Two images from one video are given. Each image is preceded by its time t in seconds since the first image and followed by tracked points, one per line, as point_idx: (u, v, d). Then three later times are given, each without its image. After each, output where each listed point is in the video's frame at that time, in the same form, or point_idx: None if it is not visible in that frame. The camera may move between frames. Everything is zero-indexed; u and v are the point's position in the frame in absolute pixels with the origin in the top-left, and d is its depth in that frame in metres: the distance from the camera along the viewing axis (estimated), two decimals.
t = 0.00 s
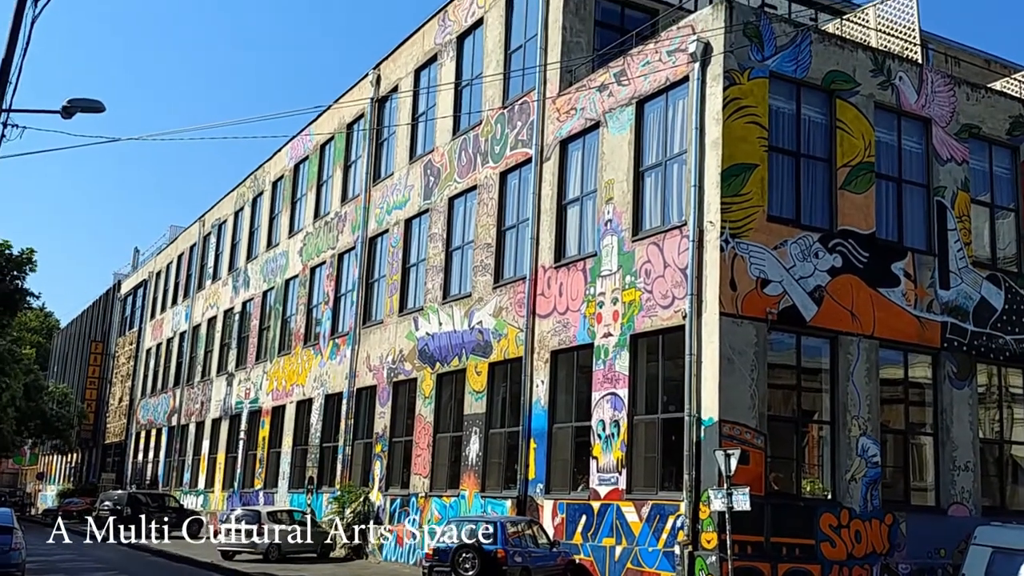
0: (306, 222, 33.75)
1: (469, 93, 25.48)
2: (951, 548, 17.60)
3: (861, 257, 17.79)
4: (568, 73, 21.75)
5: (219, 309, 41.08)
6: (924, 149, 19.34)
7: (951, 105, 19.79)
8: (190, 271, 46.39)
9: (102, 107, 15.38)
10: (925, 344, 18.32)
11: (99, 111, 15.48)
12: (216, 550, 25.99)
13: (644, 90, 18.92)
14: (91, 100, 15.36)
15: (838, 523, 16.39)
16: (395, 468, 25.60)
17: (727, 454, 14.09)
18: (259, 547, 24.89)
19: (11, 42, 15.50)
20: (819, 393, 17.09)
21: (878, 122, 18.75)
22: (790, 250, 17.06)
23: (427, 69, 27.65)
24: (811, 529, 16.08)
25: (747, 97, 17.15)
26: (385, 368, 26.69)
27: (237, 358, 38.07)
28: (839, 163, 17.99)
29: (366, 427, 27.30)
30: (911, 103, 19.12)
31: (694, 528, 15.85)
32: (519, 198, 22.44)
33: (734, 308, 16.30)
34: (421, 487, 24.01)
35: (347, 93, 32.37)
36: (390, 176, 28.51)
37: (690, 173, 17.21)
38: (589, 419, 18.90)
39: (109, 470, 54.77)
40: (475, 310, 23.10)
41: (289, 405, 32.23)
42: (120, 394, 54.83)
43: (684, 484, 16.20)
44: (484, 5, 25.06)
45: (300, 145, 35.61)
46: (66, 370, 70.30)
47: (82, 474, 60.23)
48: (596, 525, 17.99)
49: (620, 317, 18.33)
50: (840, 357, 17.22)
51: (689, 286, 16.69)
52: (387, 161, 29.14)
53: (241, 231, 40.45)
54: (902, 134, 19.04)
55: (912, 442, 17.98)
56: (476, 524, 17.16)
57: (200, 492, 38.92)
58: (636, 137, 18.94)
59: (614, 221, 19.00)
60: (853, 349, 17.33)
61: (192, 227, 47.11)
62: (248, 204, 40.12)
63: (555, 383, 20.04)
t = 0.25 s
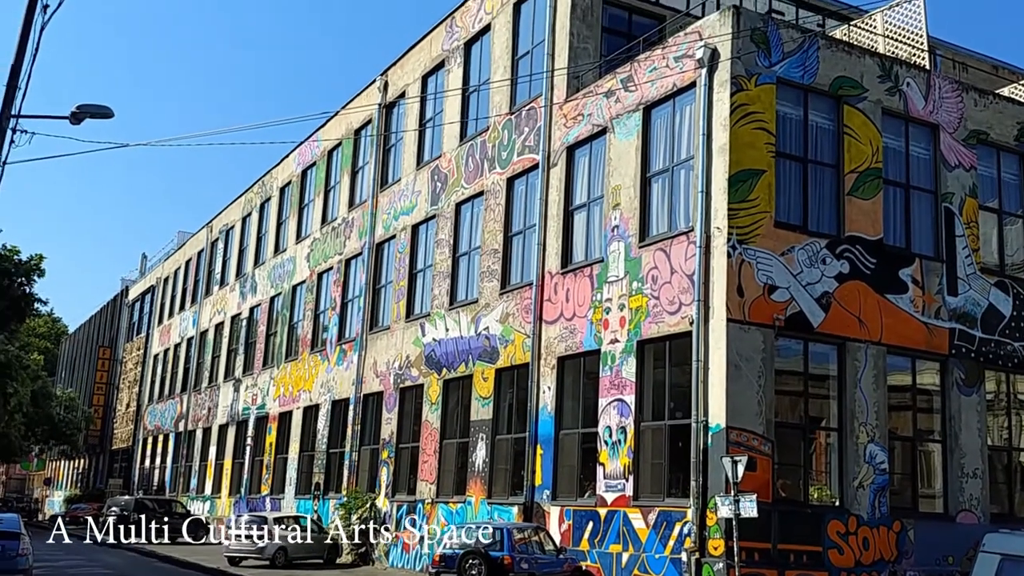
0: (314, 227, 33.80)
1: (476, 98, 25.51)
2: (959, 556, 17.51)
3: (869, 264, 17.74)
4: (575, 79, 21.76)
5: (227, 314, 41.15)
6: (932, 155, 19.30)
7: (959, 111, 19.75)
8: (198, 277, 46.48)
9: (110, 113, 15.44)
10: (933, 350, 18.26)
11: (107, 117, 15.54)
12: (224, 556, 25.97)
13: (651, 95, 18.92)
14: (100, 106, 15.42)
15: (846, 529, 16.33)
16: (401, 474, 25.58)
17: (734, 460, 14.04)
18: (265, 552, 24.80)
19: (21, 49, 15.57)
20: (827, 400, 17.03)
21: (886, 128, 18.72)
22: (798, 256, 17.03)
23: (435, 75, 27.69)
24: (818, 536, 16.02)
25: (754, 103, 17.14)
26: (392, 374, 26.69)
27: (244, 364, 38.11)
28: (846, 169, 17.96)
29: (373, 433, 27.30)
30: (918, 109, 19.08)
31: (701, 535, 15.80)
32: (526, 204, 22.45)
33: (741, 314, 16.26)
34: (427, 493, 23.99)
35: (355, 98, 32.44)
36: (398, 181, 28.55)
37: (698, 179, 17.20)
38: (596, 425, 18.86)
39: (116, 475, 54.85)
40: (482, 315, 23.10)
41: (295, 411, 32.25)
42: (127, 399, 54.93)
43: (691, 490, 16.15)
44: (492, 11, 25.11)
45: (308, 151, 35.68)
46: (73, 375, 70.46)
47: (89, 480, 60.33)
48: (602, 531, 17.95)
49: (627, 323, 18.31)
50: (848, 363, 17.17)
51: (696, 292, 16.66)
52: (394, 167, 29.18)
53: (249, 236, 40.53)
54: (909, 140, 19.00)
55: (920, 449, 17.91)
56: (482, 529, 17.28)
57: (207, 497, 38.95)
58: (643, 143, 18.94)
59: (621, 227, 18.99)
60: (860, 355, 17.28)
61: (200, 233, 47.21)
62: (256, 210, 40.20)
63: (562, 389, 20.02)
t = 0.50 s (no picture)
0: (321, 231, 33.85)
1: (483, 101, 25.52)
2: (967, 560, 17.42)
3: (877, 267, 17.68)
4: (582, 82, 21.75)
5: (234, 318, 41.22)
6: (940, 158, 19.23)
7: (967, 113, 19.68)
8: (206, 281, 46.58)
9: (117, 116, 15.50)
10: (942, 354, 18.18)
11: (114, 120, 15.59)
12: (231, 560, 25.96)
13: (657, 98, 18.90)
14: (107, 109, 15.49)
15: (853, 534, 16.26)
16: (408, 478, 25.57)
17: (741, 464, 13.99)
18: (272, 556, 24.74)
19: (28, 52, 15.65)
20: (835, 403, 16.97)
21: (893, 131, 18.67)
22: (805, 259, 16.98)
23: (442, 78, 27.71)
24: (826, 540, 15.96)
25: (761, 106, 17.11)
26: (399, 377, 26.70)
27: (252, 367, 38.17)
28: (854, 172, 17.91)
29: (380, 436, 27.31)
30: (926, 112, 19.02)
31: (708, 539, 15.75)
32: (532, 207, 22.43)
33: (748, 317, 16.22)
34: (434, 497, 23.98)
35: (362, 102, 32.49)
36: (405, 185, 28.57)
37: (704, 182, 17.17)
38: (602, 429, 18.83)
39: (124, 478, 54.97)
40: (489, 319, 23.09)
41: (303, 414, 32.28)
42: (135, 403, 55.06)
43: (698, 494, 16.11)
44: (498, 14, 25.13)
45: (315, 154, 35.74)
46: (82, 379, 70.65)
47: (97, 483, 60.49)
48: (609, 535, 17.90)
49: (634, 326, 18.27)
50: (856, 366, 17.11)
51: (703, 295, 16.63)
52: (401, 170, 29.20)
53: (256, 240, 40.61)
54: (917, 143, 18.94)
55: (928, 453, 17.83)
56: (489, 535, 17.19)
57: (215, 501, 39.00)
58: (649, 146, 18.91)
59: (627, 230, 18.96)
60: (868, 359, 17.22)
61: (208, 236, 47.31)
62: (263, 213, 40.28)
63: (569, 393, 19.99)
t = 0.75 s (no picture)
0: (327, 232, 33.89)
1: (488, 102, 25.54)
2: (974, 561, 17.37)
3: (883, 267, 17.65)
4: (587, 82, 21.76)
5: (241, 319, 41.30)
6: (946, 158, 19.19)
7: (973, 113, 19.64)
8: (212, 282, 46.67)
9: (123, 117, 15.54)
10: (948, 354, 18.14)
11: (120, 122, 15.63)
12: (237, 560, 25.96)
13: (663, 98, 18.89)
14: (112, 110, 15.52)
15: (860, 535, 16.23)
16: (414, 479, 25.60)
17: (748, 465, 13.97)
18: (278, 557, 24.75)
19: (34, 54, 15.70)
20: (841, 404, 16.94)
21: (899, 131, 18.64)
22: (812, 259, 16.95)
23: (447, 79, 27.73)
24: (832, 541, 15.93)
25: (766, 106, 17.08)
26: (405, 378, 26.72)
27: (258, 369, 38.23)
28: (860, 172, 17.89)
29: (386, 437, 27.33)
30: (932, 112, 18.98)
31: (714, 540, 15.73)
32: (538, 208, 22.43)
33: (755, 318, 16.19)
34: (441, 498, 23.98)
35: (368, 103, 32.52)
36: (410, 186, 28.60)
37: (710, 182, 17.15)
38: (609, 430, 18.82)
39: (131, 480, 55.09)
40: (495, 320, 23.09)
41: (309, 415, 32.32)
42: (142, 404, 55.19)
43: (705, 495, 16.08)
44: (504, 15, 25.14)
45: (321, 156, 35.79)
46: (89, 380, 70.84)
47: (104, 484, 60.64)
48: (616, 536, 17.88)
49: (640, 327, 18.26)
50: (862, 367, 17.07)
51: (710, 296, 16.61)
52: (407, 171, 29.23)
53: (262, 242, 40.68)
54: (923, 143, 18.91)
55: (935, 454, 17.79)
56: (495, 535, 16.99)
57: (221, 502, 39.07)
58: (655, 146, 18.90)
59: (633, 231, 18.95)
60: (875, 359, 17.18)
61: (214, 238, 47.41)
62: (269, 215, 40.36)
63: (575, 394, 19.98)
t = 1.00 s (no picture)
0: (331, 232, 33.91)
1: (493, 100, 25.53)
2: (981, 560, 17.33)
3: (888, 265, 17.61)
4: (591, 81, 21.75)
5: (246, 319, 41.34)
6: (951, 156, 19.14)
7: (978, 111, 19.58)
8: (217, 282, 46.73)
9: (129, 116, 15.55)
10: (953, 352, 18.10)
11: (126, 120, 15.65)
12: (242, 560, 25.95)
13: (667, 96, 18.86)
14: (118, 109, 15.54)
15: (866, 533, 16.19)
16: (419, 478, 25.61)
17: (752, 463, 13.96)
18: (284, 557, 24.67)
19: (40, 53, 15.71)
20: (846, 403, 16.91)
21: (904, 129, 18.59)
22: (816, 257, 16.92)
23: (451, 78, 27.73)
24: (838, 540, 15.89)
25: (771, 104, 17.05)
26: (409, 377, 26.73)
27: (263, 368, 38.26)
28: (864, 170, 17.84)
29: (391, 436, 27.34)
30: (936, 110, 18.93)
31: (719, 539, 15.71)
32: (542, 207, 22.42)
33: (759, 316, 16.17)
34: (445, 497, 23.98)
35: (372, 102, 32.53)
36: (414, 185, 28.61)
37: (714, 180, 17.12)
38: (613, 429, 18.81)
39: (136, 480, 55.18)
40: (499, 319, 23.08)
41: (314, 415, 32.35)
42: (147, 404, 55.27)
43: (709, 494, 16.06)
44: (508, 14, 25.14)
45: (325, 155, 35.82)
46: (94, 380, 70.97)
47: (110, 484, 60.75)
48: (620, 535, 17.87)
49: (644, 325, 18.24)
50: (867, 365, 17.04)
51: (714, 294, 16.58)
52: (412, 170, 29.23)
53: (267, 241, 40.72)
54: (927, 141, 18.86)
55: (941, 453, 17.74)
56: (500, 535, 17.06)
57: (227, 502, 39.11)
58: (659, 144, 18.88)
59: (637, 229, 18.93)
60: (879, 357, 17.14)
61: (219, 237, 47.46)
62: (274, 214, 40.39)
63: (579, 392, 19.97)
